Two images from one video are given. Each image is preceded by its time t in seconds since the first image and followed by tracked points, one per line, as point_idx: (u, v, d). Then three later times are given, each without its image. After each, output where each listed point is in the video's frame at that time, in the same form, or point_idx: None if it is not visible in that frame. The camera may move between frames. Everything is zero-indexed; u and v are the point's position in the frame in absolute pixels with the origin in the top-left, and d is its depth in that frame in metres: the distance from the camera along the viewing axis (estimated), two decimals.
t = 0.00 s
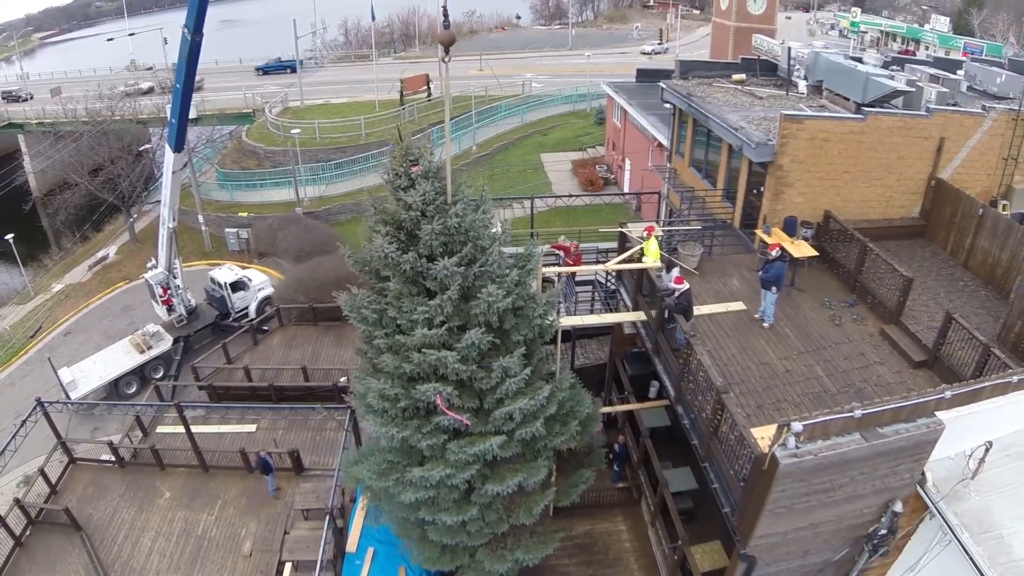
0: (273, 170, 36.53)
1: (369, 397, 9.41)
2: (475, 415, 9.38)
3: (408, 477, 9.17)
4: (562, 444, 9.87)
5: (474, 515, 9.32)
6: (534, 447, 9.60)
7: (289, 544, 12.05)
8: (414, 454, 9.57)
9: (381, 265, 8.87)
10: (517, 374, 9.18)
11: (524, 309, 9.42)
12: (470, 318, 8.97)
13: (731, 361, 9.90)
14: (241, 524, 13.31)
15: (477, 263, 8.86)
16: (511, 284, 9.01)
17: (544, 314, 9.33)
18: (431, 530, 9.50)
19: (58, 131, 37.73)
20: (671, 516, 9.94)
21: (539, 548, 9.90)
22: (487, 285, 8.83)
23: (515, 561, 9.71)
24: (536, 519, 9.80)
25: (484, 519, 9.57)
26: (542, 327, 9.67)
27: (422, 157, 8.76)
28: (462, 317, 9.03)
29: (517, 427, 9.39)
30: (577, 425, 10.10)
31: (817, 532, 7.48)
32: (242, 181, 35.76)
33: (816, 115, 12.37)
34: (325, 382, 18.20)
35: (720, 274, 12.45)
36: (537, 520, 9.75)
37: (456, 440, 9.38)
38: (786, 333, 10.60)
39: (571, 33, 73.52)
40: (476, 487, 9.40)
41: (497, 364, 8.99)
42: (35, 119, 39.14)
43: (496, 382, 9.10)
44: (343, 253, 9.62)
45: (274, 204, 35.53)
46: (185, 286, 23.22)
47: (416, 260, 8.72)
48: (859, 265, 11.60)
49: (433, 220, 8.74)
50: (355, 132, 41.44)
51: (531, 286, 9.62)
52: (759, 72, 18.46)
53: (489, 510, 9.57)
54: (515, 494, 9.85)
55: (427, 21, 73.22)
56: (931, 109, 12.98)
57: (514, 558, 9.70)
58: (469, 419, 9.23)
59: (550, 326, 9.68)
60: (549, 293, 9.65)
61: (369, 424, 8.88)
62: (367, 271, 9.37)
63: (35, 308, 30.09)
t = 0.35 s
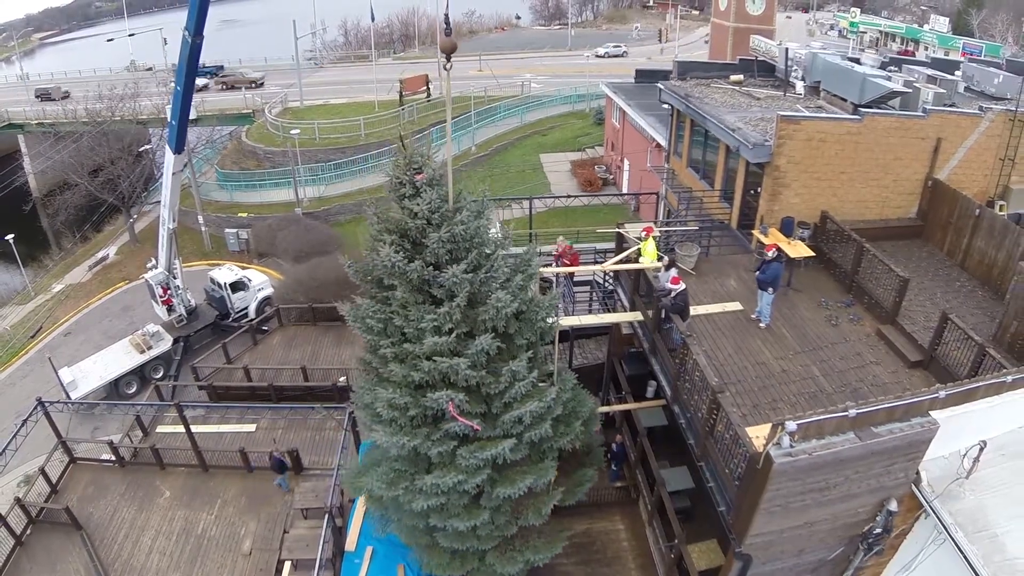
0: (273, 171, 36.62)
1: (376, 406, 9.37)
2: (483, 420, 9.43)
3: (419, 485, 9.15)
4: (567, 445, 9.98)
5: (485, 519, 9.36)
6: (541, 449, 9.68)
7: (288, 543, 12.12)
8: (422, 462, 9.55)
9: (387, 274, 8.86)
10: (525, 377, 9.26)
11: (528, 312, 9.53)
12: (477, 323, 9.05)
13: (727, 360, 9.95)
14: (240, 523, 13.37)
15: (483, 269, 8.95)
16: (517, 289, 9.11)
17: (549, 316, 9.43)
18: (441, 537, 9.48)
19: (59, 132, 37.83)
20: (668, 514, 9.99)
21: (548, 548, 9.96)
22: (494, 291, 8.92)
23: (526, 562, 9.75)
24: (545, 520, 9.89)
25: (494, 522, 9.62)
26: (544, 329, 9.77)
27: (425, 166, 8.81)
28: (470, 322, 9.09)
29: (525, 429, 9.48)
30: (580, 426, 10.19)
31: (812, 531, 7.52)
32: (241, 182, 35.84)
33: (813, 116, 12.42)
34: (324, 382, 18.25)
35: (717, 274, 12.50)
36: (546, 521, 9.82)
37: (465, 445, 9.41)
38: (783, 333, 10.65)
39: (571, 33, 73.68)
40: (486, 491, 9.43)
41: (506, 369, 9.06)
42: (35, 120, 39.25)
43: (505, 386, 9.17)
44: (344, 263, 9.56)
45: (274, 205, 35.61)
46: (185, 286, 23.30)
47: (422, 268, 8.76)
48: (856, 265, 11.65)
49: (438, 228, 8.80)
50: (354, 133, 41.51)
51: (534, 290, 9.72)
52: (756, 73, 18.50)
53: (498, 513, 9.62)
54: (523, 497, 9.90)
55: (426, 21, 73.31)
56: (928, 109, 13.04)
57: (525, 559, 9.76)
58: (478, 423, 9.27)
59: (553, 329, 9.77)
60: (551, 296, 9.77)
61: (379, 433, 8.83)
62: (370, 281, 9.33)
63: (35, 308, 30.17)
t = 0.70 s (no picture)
0: (272, 171, 36.68)
1: (384, 411, 9.30)
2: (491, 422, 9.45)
3: (429, 489, 9.10)
4: (572, 445, 10.06)
5: (494, 520, 9.38)
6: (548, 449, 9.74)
7: (287, 541, 12.20)
8: (429, 465, 9.50)
9: (397, 277, 8.81)
10: (533, 378, 9.32)
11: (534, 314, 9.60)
12: (487, 325, 9.07)
13: (723, 359, 9.97)
14: (240, 521, 13.42)
15: (492, 272, 9.00)
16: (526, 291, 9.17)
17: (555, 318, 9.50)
18: (449, 540, 9.47)
19: (59, 131, 37.88)
20: (664, 513, 10.02)
21: (553, 548, 10.02)
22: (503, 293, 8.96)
23: (533, 563, 9.81)
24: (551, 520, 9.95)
25: (502, 523, 9.65)
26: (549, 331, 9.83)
27: (436, 169, 8.90)
28: (479, 325, 9.11)
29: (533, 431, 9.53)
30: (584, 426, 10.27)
31: (807, 528, 7.55)
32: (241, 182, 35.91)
33: (810, 116, 12.45)
34: (322, 381, 18.28)
35: (715, 273, 12.53)
36: (552, 521, 9.90)
37: (473, 448, 9.41)
38: (779, 331, 10.68)
39: (571, 34, 73.73)
40: (494, 493, 9.45)
41: (516, 370, 9.10)
42: (35, 120, 39.35)
43: (514, 388, 9.21)
44: (349, 267, 9.44)
45: (273, 204, 35.67)
46: (185, 286, 23.36)
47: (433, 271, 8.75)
48: (852, 265, 11.69)
49: (448, 231, 8.82)
50: (354, 133, 41.55)
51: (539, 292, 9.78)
52: (754, 73, 18.53)
53: (506, 514, 9.66)
54: (529, 498, 9.96)
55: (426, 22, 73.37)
56: (925, 109, 13.08)
57: (532, 560, 9.83)
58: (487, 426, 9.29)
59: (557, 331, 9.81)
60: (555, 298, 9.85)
61: (389, 437, 8.78)
62: (376, 285, 9.24)
63: (35, 307, 30.22)
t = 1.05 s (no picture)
0: (271, 171, 36.76)
1: (394, 415, 9.25)
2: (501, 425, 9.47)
3: (440, 493, 9.08)
4: (579, 446, 10.12)
5: (504, 523, 9.41)
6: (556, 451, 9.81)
7: (285, 540, 12.25)
8: (438, 469, 9.48)
9: (409, 280, 8.78)
10: (543, 381, 9.36)
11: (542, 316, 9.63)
12: (498, 329, 9.09)
13: (719, 360, 9.97)
14: (238, 520, 13.44)
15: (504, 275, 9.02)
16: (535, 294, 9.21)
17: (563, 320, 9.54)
18: (457, 544, 9.47)
19: (59, 132, 37.92)
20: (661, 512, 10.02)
21: (559, 549, 10.07)
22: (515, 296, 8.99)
23: (540, 565, 9.86)
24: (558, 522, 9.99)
25: (510, 527, 9.68)
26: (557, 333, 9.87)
27: (447, 172, 8.93)
28: (490, 328, 9.11)
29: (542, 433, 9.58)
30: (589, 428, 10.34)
31: (803, 528, 7.50)
32: (241, 182, 35.98)
33: (807, 116, 12.46)
34: (321, 381, 18.29)
35: (712, 273, 12.55)
36: (559, 523, 9.96)
37: (482, 451, 9.41)
38: (776, 332, 10.69)
39: (570, 34, 73.78)
40: (504, 496, 9.47)
41: (527, 372, 9.14)
42: (35, 120, 39.42)
43: (525, 390, 9.24)
44: (358, 270, 9.36)
45: (273, 204, 35.70)
46: (184, 286, 23.40)
47: (446, 274, 8.74)
48: (850, 265, 11.71)
49: (460, 234, 8.82)
50: (353, 133, 41.60)
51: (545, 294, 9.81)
52: (752, 73, 18.53)
53: (514, 517, 9.69)
54: (536, 500, 10.01)
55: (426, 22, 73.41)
56: (922, 110, 13.10)
57: (538, 562, 9.87)
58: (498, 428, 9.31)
59: (564, 335, 9.83)
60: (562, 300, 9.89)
61: (401, 442, 8.74)
62: (385, 288, 9.19)
63: (35, 307, 30.25)
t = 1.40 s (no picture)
0: (272, 171, 36.82)
1: (404, 419, 9.26)
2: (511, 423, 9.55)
3: (454, 495, 9.15)
4: (586, 442, 10.27)
5: (517, 522, 9.56)
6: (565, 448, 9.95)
7: (285, 539, 12.28)
8: (450, 470, 9.55)
9: (417, 282, 8.75)
10: (552, 378, 9.43)
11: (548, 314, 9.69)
12: (506, 328, 9.11)
13: (719, 360, 9.97)
14: (238, 520, 13.45)
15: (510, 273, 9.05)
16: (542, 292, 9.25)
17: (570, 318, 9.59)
18: (471, 545, 9.60)
19: (61, 132, 37.99)
20: (661, 513, 9.99)
21: (570, 546, 10.28)
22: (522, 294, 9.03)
23: (552, 562, 9.99)
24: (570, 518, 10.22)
25: (522, 525, 9.83)
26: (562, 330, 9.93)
27: (450, 172, 8.82)
28: (498, 327, 9.14)
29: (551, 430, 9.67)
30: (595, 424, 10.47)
31: (802, 529, 7.41)
32: (242, 182, 36.05)
33: (807, 117, 12.46)
34: (321, 381, 18.37)
35: (712, 274, 12.55)
36: (571, 518, 10.18)
37: (493, 450, 9.49)
38: (776, 333, 10.67)
39: (571, 35, 73.88)
40: (516, 494, 9.59)
41: (536, 370, 9.21)
42: (36, 120, 39.49)
43: (534, 388, 9.31)
44: (361, 275, 9.29)
45: (273, 204, 35.72)
46: (186, 286, 23.46)
47: (454, 275, 8.72)
48: (850, 265, 11.70)
49: (465, 234, 8.78)
50: (354, 133, 41.65)
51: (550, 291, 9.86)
52: (753, 74, 18.53)
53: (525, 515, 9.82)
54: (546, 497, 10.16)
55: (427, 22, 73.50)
56: (922, 110, 13.11)
57: (552, 558, 10.08)
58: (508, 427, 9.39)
59: (568, 333, 9.88)
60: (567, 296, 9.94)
61: (413, 446, 8.77)
62: (391, 290, 9.14)
63: (36, 307, 30.31)
